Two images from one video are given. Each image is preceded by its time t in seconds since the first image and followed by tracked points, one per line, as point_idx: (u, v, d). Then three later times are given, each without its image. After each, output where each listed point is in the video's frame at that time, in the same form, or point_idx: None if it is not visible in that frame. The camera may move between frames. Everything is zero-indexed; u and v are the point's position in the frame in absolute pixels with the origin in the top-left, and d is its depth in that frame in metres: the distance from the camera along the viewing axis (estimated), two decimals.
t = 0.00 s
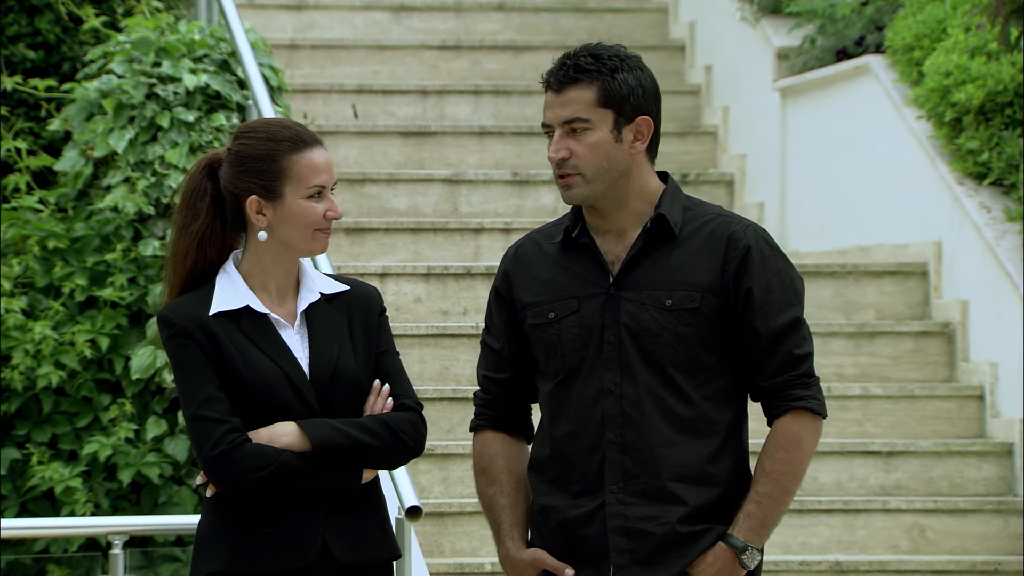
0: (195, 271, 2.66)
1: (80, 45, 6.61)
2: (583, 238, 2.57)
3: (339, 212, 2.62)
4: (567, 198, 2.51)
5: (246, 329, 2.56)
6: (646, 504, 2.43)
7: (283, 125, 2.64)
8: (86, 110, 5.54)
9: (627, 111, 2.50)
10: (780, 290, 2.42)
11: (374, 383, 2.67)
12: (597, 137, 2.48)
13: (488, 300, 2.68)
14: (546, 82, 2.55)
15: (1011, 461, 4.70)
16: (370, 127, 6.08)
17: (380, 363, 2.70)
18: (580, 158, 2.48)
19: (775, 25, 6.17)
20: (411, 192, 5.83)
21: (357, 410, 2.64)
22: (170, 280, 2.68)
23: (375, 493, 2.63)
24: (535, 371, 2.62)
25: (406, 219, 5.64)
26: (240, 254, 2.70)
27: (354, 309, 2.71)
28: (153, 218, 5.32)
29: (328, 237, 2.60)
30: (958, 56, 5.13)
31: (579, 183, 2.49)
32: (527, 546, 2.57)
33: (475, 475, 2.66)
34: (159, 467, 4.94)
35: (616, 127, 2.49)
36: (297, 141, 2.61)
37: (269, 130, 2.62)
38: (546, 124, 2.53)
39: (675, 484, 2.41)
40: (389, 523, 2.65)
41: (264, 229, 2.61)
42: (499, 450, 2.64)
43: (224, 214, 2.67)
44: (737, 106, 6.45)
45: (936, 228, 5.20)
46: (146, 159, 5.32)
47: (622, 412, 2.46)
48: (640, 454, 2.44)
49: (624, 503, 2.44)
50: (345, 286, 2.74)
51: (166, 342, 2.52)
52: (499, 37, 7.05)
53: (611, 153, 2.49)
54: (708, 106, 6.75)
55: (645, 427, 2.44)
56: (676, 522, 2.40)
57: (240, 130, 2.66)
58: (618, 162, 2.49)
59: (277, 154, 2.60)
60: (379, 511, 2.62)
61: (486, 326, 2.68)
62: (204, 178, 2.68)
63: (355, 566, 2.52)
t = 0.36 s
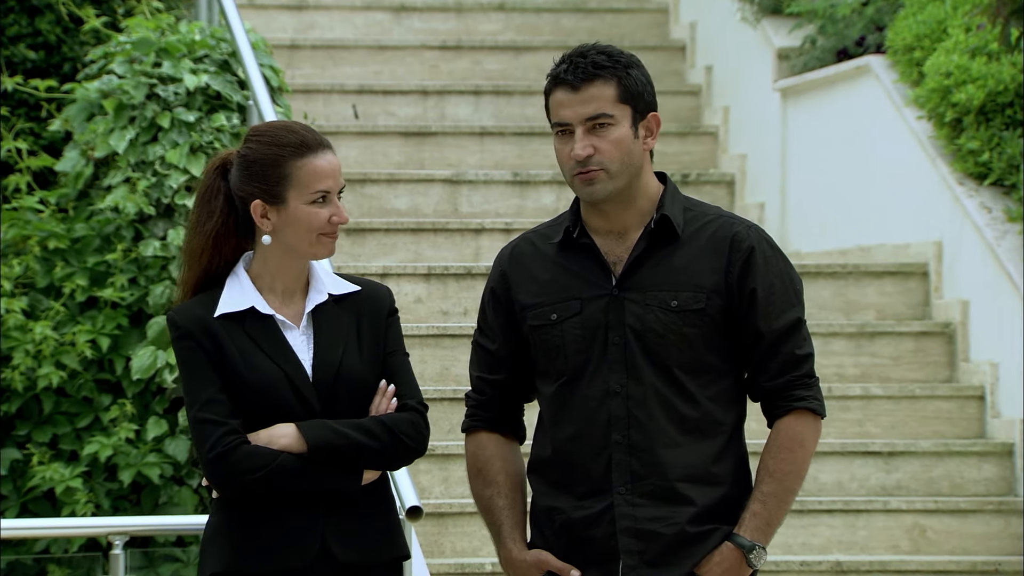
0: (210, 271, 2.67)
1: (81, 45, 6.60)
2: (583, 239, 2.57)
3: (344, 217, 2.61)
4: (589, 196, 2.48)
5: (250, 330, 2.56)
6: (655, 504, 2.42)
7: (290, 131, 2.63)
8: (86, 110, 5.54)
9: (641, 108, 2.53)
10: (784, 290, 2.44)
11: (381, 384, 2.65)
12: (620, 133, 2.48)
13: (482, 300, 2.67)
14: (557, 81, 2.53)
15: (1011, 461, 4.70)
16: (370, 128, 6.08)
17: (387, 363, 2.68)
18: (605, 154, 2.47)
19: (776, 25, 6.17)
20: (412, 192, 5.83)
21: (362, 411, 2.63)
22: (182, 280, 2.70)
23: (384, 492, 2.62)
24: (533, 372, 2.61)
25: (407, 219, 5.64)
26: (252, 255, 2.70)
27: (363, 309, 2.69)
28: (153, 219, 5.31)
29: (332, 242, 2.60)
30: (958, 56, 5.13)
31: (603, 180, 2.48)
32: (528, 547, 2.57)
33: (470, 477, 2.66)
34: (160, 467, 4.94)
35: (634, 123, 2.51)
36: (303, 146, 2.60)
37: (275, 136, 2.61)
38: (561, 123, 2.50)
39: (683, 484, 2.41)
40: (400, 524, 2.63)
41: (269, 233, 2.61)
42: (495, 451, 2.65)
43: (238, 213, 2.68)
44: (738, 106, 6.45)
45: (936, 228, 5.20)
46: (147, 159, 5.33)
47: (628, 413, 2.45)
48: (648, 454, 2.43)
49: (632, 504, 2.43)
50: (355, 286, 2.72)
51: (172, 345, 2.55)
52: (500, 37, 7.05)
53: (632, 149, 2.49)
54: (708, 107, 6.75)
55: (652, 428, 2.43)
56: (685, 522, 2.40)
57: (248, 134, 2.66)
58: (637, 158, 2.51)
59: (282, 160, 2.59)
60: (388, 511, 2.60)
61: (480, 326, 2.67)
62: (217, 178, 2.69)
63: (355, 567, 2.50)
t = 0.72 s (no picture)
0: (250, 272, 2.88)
1: (82, 46, 6.60)
2: (585, 240, 2.56)
3: (319, 217, 2.48)
4: (595, 195, 2.48)
5: (257, 330, 2.49)
6: (658, 506, 2.42)
7: (298, 124, 2.56)
8: (88, 111, 5.55)
9: (646, 108, 2.54)
10: (787, 292, 2.44)
11: (388, 387, 2.57)
12: (626, 133, 2.48)
13: (482, 300, 2.67)
14: (562, 80, 2.53)
15: (1013, 462, 4.70)
16: (371, 128, 6.08)
17: (397, 366, 2.59)
18: (611, 155, 2.47)
19: (777, 26, 6.17)
20: (413, 193, 5.83)
21: (368, 415, 2.55)
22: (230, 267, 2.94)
23: (390, 497, 2.55)
24: (535, 374, 2.61)
25: (409, 220, 5.64)
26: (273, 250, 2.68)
27: (376, 312, 2.60)
28: (154, 219, 5.32)
29: (307, 242, 2.49)
30: (960, 57, 5.13)
31: (609, 180, 2.48)
32: (529, 548, 2.56)
33: (471, 477, 2.66)
34: (161, 468, 4.94)
35: (640, 124, 2.51)
36: (293, 140, 2.52)
37: (281, 128, 2.56)
38: (566, 122, 2.50)
39: (686, 486, 2.41)
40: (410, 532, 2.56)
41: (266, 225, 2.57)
42: (494, 452, 2.65)
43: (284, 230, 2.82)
44: (739, 107, 6.45)
45: (937, 228, 5.20)
46: (148, 160, 5.33)
47: (631, 415, 2.45)
48: (651, 456, 2.43)
49: (636, 506, 2.43)
50: (371, 288, 2.63)
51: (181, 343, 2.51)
52: (501, 38, 7.06)
53: (637, 149, 2.50)
54: (710, 107, 6.75)
55: (656, 429, 2.44)
56: (689, 524, 2.40)
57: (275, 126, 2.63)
58: (642, 158, 2.51)
59: (272, 151, 2.53)
60: (393, 516, 2.53)
61: (480, 327, 2.67)
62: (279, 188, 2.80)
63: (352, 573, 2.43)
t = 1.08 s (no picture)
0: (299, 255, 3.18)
1: (83, 49, 6.60)
2: (587, 243, 2.56)
3: (325, 218, 2.48)
4: (597, 197, 2.48)
5: (264, 335, 2.49)
6: (660, 510, 2.42)
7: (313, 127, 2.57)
8: (88, 114, 5.55)
9: (647, 111, 2.54)
10: (788, 295, 2.44)
11: (391, 397, 2.54)
12: (627, 136, 2.48)
13: (485, 303, 2.67)
14: (565, 82, 2.53)
15: (1013, 465, 4.70)
16: (371, 131, 6.08)
17: (401, 375, 2.57)
18: (614, 157, 2.47)
19: (777, 29, 6.17)
20: (413, 196, 5.83)
21: (368, 424, 2.53)
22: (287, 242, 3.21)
23: (392, 505, 2.53)
24: (537, 377, 2.61)
25: (409, 222, 5.64)
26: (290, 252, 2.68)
27: (384, 320, 2.58)
28: (156, 222, 5.33)
29: (313, 243, 2.49)
30: (960, 60, 5.13)
31: (611, 182, 2.48)
32: (531, 551, 2.56)
33: (474, 480, 2.66)
34: (161, 471, 4.95)
35: (642, 126, 2.51)
36: (306, 141, 2.53)
37: (296, 131, 2.57)
38: (569, 123, 2.51)
39: (688, 489, 2.41)
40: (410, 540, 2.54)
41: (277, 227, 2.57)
42: (496, 454, 2.65)
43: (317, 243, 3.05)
44: (739, 110, 6.45)
45: (938, 231, 5.19)
46: (148, 163, 5.33)
47: (632, 418, 2.45)
48: (652, 460, 2.43)
49: (637, 510, 2.43)
50: (380, 295, 2.61)
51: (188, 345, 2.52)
52: (501, 41, 7.06)
53: (639, 152, 2.50)
54: (710, 110, 6.75)
55: (657, 433, 2.43)
56: (690, 527, 2.40)
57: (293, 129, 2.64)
58: (644, 161, 2.51)
59: (285, 152, 2.54)
60: (393, 525, 2.50)
61: (483, 330, 2.67)
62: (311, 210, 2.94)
63: None
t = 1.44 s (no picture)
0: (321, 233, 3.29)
1: (83, 46, 6.59)
2: (590, 241, 2.57)
3: (325, 218, 2.46)
4: (601, 193, 2.48)
5: (269, 333, 2.47)
6: (662, 508, 2.42)
7: (309, 126, 2.54)
8: (89, 110, 5.54)
9: (652, 108, 2.54)
10: (791, 293, 2.44)
11: (396, 398, 2.55)
12: (632, 132, 2.49)
13: (488, 299, 2.67)
14: (570, 78, 2.53)
15: (1013, 462, 4.71)
16: (372, 128, 6.08)
17: (405, 377, 2.57)
18: (618, 154, 2.47)
19: (777, 26, 6.17)
20: (414, 193, 5.83)
21: (374, 427, 2.53)
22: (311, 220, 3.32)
23: (394, 506, 2.53)
24: (539, 374, 2.61)
25: (409, 219, 5.64)
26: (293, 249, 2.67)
27: (387, 320, 2.58)
28: (156, 219, 5.33)
29: (313, 243, 2.47)
30: (960, 57, 5.13)
31: (615, 179, 2.48)
32: (533, 548, 2.56)
33: (477, 477, 2.66)
34: (162, 468, 4.96)
35: (646, 123, 2.52)
36: (302, 141, 2.50)
37: (292, 129, 2.55)
38: (574, 120, 2.51)
39: (689, 487, 2.41)
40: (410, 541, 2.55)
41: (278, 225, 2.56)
42: (500, 451, 2.66)
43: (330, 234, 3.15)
44: (739, 107, 6.45)
45: (938, 228, 5.19)
46: (149, 160, 5.33)
47: (634, 416, 2.45)
48: (654, 458, 2.43)
49: (639, 507, 2.43)
50: (383, 294, 2.61)
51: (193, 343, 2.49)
52: (501, 38, 7.06)
53: (643, 149, 2.50)
54: (710, 107, 6.75)
55: (659, 431, 2.44)
56: (692, 525, 2.40)
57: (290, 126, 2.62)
58: (648, 157, 2.51)
59: (283, 152, 2.51)
60: (393, 527, 2.51)
61: (486, 327, 2.67)
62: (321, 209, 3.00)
63: None
